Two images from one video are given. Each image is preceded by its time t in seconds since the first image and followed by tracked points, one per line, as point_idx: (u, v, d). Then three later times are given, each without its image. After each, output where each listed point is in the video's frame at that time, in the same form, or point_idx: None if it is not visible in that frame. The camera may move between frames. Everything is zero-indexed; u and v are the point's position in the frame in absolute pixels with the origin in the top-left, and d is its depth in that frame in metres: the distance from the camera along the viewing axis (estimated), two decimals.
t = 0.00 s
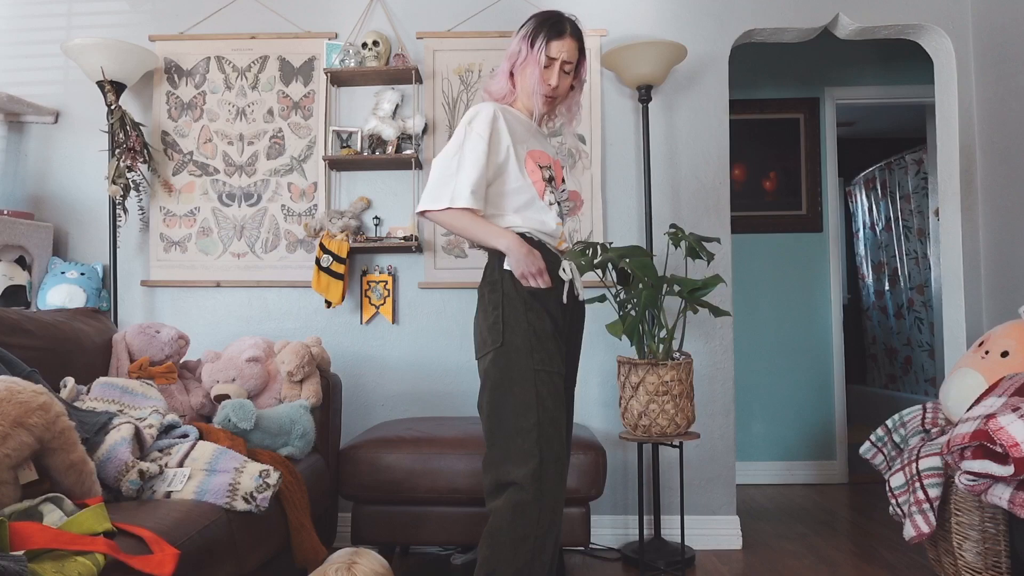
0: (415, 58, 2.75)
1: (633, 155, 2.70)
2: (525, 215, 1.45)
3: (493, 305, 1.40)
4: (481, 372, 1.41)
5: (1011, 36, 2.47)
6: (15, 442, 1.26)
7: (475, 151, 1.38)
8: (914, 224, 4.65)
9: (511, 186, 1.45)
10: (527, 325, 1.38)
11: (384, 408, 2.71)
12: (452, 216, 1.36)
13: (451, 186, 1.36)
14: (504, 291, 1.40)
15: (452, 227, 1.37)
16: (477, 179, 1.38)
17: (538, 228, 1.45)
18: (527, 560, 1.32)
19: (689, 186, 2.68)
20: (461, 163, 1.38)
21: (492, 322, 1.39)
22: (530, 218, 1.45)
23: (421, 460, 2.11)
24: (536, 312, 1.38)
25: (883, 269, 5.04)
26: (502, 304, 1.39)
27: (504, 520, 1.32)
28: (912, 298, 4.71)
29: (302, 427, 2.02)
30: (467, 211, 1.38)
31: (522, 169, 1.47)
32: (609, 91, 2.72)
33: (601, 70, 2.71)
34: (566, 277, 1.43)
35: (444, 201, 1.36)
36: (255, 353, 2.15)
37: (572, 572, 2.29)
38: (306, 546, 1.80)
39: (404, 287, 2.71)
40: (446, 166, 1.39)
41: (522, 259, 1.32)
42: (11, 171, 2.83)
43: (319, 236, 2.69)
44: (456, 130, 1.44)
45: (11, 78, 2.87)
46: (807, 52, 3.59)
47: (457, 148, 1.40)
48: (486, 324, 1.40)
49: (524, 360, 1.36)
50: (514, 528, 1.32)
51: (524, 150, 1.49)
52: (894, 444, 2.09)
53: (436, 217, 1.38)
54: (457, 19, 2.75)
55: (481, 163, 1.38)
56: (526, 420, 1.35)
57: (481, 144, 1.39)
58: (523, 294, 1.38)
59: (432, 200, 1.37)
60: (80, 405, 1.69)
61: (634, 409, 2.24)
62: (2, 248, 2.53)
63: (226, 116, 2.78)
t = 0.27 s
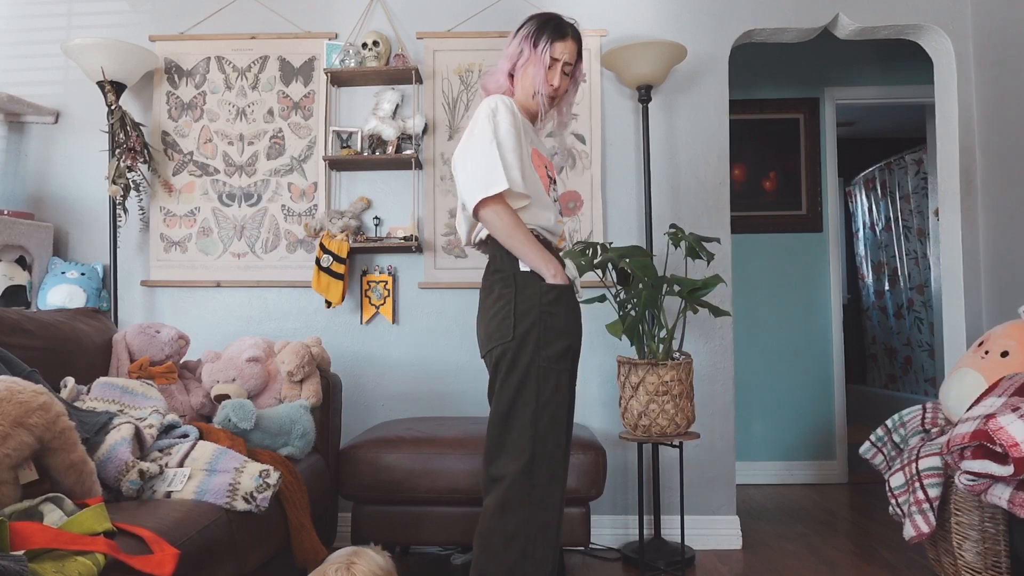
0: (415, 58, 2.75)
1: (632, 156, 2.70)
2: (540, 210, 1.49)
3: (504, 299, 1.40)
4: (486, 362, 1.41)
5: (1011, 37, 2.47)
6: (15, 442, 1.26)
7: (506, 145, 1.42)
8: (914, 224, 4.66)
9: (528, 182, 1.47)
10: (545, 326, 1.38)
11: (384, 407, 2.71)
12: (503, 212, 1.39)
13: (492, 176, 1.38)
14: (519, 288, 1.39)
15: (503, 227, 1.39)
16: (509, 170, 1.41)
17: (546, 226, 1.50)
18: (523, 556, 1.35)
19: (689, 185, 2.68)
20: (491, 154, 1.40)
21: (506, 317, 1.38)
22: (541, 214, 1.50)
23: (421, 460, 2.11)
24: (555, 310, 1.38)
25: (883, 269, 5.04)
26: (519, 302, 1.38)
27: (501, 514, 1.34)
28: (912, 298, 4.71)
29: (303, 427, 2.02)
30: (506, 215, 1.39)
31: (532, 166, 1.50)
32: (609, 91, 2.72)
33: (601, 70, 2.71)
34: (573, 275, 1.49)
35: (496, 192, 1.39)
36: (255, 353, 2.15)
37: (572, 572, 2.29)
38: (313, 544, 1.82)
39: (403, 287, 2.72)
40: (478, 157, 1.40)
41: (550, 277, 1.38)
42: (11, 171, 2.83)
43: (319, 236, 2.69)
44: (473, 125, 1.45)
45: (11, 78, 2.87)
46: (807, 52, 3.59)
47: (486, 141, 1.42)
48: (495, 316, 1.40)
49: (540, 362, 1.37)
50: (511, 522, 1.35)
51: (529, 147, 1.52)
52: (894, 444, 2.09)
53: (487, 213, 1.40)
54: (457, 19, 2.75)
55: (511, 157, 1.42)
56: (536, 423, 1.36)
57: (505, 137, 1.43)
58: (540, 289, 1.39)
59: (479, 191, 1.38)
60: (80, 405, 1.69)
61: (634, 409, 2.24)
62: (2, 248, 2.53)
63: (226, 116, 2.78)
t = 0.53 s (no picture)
0: (415, 58, 2.75)
1: (632, 155, 2.70)
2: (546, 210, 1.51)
3: (501, 298, 1.40)
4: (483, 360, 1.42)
5: (1011, 36, 2.47)
6: (15, 442, 1.26)
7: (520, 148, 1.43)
8: (914, 224, 4.65)
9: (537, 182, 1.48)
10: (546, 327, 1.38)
11: (384, 407, 2.71)
12: (533, 215, 1.39)
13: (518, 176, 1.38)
14: (518, 287, 1.40)
15: (534, 233, 1.38)
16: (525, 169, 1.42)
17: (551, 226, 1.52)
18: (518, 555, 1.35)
19: (689, 185, 2.68)
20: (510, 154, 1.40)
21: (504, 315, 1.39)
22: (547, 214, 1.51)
23: (421, 460, 2.11)
24: (554, 310, 1.38)
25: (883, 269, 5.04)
26: (519, 301, 1.38)
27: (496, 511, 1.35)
28: (912, 297, 4.71)
29: (302, 427, 2.02)
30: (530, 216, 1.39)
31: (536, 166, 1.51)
32: (609, 91, 2.72)
33: (601, 69, 2.71)
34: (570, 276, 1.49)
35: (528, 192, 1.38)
36: (255, 353, 2.15)
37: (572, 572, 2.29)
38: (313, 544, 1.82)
39: (403, 287, 2.72)
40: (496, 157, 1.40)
41: (544, 274, 1.38)
42: (11, 171, 2.83)
43: (319, 236, 2.69)
44: (483, 124, 1.45)
45: (12, 78, 2.87)
46: (807, 52, 3.59)
47: (503, 141, 1.42)
48: (491, 315, 1.41)
49: (539, 362, 1.37)
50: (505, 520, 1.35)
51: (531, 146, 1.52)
52: (894, 444, 2.09)
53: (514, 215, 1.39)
54: (457, 19, 2.75)
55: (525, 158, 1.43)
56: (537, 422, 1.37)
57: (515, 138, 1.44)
58: (536, 290, 1.39)
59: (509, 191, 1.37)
60: (80, 405, 1.69)
61: (634, 409, 2.24)
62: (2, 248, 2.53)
63: (226, 116, 2.78)
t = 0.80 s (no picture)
0: (414, 58, 2.75)
1: (632, 155, 2.70)
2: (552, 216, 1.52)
3: (511, 302, 1.41)
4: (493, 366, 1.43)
5: (1011, 36, 2.47)
6: (15, 442, 1.26)
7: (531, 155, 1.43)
8: (914, 224, 4.65)
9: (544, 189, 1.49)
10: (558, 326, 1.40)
11: (384, 407, 2.71)
12: (538, 221, 1.39)
13: (527, 184, 1.38)
14: (526, 293, 1.40)
15: (541, 240, 1.39)
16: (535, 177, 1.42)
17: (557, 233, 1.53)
18: (552, 552, 1.36)
19: (689, 185, 2.68)
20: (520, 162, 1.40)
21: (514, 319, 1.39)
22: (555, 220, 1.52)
23: (421, 460, 2.11)
24: (560, 313, 1.40)
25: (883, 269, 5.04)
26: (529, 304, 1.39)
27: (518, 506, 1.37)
28: (912, 297, 4.71)
29: (303, 427, 2.02)
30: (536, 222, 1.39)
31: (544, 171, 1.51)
32: (609, 91, 2.72)
33: (601, 70, 2.71)
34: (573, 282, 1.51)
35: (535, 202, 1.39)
36: (255, 353, 2.15)
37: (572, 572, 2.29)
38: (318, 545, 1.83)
39: (403, 287, 2.72)
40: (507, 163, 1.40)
41: (550, 281, 1.39)
42: (11, 171, 2.83)
43: (319, 236, 2.69)
44: (494, 129, 1.44)
45: (12, 78, 2.87)
46: (807, 52, 3.59)
47: (514, 147, 1.41)
48: (500, 321, 1.41)
49: (557, 362, 1.38)
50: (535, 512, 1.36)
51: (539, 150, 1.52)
52: (894, 444, 2.09)
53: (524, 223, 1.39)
54: (457, 19, 2.75)
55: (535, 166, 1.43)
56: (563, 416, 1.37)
57: (525, 143, 1.44)
58: (544, 295, 1.40)
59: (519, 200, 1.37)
60: (80, 405, 1.69)
61: (634, 409, 2.24)
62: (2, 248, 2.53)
63: (226, 116, 2.78)
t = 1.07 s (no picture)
0: (414, 58, 2.75)
1: (632, 156, 2.70)
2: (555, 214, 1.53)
3: (530, 301, 1.38)
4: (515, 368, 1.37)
5: (1011, 37, 2.47)
6: (15, 442, 1.26)
7: (530, 155, 1.45)
8: (914, 224, 4.65)
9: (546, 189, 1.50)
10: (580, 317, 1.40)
11: (384, 407, 2.71)
12: (542, 220, 1.41)
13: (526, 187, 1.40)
14: (542, 293, 1.39)
15: (543, 239, 1.41)
16: (536, 179, 1.43)
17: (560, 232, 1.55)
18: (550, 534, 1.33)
19: (689, 185, 2.68)
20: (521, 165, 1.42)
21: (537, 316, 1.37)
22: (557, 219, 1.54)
23: (421, 460, 2.11)
24: (578, 308, 1.40)
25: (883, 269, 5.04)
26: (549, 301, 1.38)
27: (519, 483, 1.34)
28: (912, 297, 4.71)
29: (302, 427, 2.02)
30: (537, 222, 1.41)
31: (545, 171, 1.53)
32: (609, 91, 2.72)
33: (601, 69, 2.71)
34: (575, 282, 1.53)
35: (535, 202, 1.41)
36: (255, 353, 2.15)
37: (572, 572, 2.29)
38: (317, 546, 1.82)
39: (403, 287, 2.72)
40: (506, 164, 1.41)
41: (560, 277, 1.39)
42: (11, 171, 2.83)
43: (319, 236, 2.69)
44: (493, 131, 1.46)
45: (12, 78, 2.87)
46: (807, 52, 3.59)
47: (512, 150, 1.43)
48: (522, 321, 1.38)
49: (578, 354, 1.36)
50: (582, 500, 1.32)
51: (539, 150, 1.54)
52: (894, 444, 2.09)
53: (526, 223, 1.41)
54: (457, 19, 2.75)
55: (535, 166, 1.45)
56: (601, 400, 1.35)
57: (524, 144, 1.46)
58: (559, 294, 1.39)
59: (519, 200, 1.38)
60: (80, 405, 1.69)
61: (634, 409, 2.24)
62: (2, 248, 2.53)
63: (225, 116, 2.78)
